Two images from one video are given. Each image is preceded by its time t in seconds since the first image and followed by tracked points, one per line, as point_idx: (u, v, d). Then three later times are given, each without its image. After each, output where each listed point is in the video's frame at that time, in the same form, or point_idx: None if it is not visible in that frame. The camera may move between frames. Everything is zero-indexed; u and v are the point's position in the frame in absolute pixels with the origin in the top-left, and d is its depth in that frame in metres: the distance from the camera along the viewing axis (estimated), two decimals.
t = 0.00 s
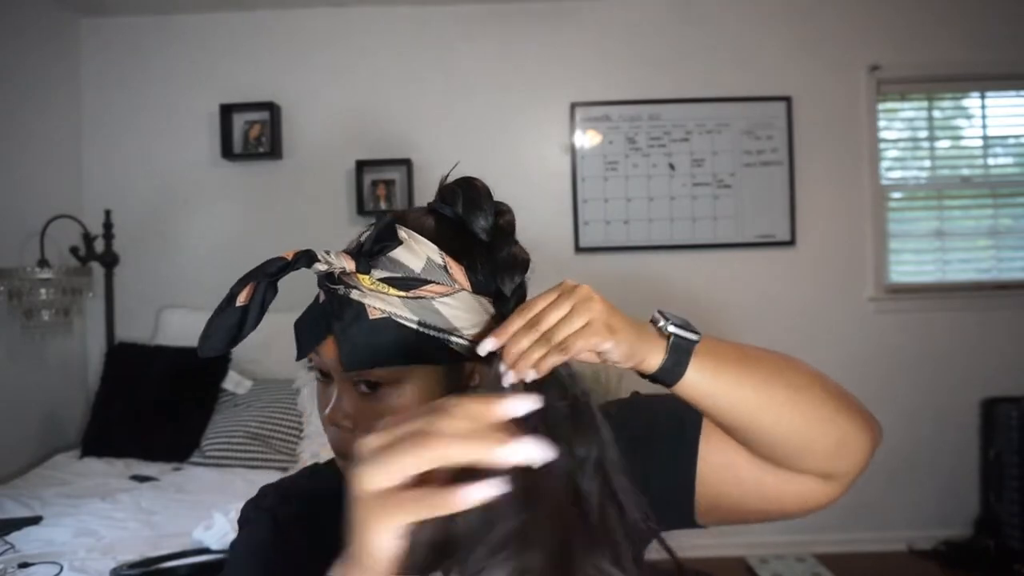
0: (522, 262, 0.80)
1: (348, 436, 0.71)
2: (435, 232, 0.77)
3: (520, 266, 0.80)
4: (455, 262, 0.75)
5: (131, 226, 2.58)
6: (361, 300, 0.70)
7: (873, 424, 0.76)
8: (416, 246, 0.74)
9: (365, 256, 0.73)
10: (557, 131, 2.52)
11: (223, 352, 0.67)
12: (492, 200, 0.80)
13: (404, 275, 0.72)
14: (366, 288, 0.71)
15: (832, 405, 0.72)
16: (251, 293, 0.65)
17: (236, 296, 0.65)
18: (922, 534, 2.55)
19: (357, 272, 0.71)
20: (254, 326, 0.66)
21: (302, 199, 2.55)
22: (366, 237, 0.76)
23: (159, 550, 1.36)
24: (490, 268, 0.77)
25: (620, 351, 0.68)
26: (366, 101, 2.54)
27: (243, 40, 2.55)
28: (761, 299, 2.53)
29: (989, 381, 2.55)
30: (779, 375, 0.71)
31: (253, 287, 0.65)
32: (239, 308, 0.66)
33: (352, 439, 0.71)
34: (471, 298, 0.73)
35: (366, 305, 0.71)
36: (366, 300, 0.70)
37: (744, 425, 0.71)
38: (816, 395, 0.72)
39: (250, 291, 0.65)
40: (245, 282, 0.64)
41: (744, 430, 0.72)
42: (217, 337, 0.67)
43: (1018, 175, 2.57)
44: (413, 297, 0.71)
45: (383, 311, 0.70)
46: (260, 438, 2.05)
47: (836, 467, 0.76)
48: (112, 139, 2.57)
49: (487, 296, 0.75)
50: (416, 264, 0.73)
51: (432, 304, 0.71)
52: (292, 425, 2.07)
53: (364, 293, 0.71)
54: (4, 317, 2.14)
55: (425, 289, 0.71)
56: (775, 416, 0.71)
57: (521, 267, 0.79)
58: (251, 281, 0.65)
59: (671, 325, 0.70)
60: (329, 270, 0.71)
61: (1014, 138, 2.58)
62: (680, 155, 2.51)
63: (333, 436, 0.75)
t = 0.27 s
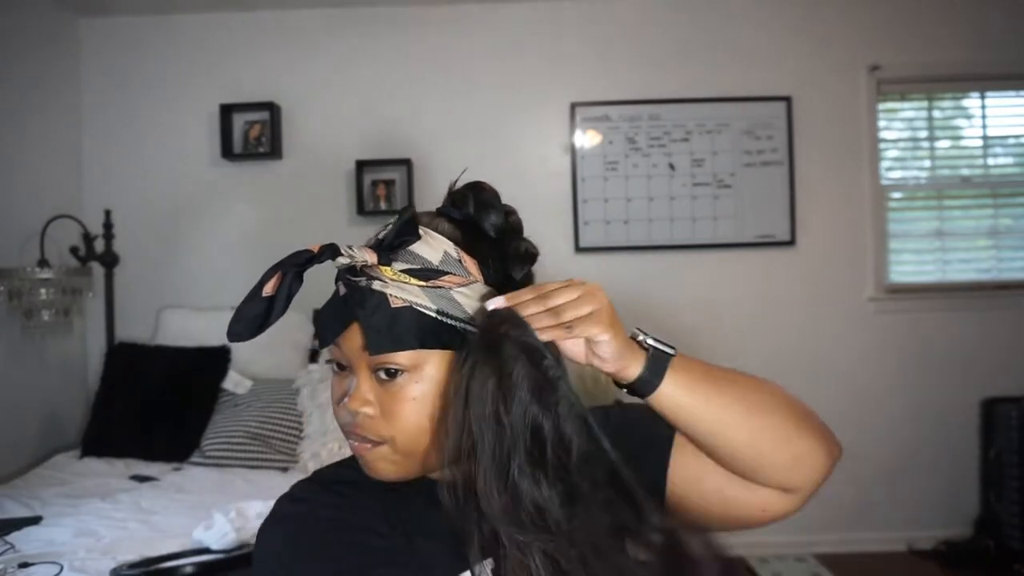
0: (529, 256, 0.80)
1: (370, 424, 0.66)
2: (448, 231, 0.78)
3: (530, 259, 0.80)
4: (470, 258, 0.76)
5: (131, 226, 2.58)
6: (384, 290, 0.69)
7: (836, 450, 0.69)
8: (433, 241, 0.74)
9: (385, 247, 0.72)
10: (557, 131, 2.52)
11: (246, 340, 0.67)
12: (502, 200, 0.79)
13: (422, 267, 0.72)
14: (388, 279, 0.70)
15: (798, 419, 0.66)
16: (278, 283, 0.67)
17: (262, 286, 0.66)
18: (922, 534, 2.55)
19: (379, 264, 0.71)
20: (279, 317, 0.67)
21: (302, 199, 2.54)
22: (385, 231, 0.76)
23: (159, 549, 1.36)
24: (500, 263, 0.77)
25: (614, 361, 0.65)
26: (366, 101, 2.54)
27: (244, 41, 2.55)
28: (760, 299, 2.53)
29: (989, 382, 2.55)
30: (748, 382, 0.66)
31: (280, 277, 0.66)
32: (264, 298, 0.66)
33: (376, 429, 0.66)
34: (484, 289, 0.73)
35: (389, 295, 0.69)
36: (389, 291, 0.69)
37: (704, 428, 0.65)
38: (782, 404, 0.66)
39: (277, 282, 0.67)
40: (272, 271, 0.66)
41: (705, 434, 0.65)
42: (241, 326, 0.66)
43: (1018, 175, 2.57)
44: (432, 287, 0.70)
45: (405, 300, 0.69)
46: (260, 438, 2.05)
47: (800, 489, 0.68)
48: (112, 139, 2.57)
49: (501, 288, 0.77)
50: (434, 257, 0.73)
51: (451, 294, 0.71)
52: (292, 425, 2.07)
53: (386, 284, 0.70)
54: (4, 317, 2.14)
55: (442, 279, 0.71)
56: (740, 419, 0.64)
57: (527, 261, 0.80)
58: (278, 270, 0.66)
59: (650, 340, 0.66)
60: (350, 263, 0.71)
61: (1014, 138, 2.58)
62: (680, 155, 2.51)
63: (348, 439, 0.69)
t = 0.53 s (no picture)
0: (568, 258, 0.76)
1: (387, 425, 0.65)
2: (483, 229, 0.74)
3: (570, 263, 0.76)
4: (502, 259, 0.72)
5: (130, 226, 2.58)
6: (410, 288, 0.66)
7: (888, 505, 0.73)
8: (465, 239, 0.70)
9: (415, 242, 0.68)
10: (557, 131, 2.52)
11: (264, 328, 0.65)
12: (542, 197, 0.74)
13: (452, 267, 0.68)
14: (416, 277, 0.67)
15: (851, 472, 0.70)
16: (300, 271, 0.65)
17: (284, 273, 0.64)
18: (922, 534, 2.55)
19: (407, 260, 0.67)
20: (299, 307, 0.64)
21: (302, 199, 2.54)
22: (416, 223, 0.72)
23: (159, 550, 1.36)
24: (532, 267, 0.74)
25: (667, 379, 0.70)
26: (366, 101, 2.54)
27: (243, 41, 2.55)
28: (760, 299, 2.53)
29: (989, 382, 2.55)
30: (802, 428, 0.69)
31: (303, 265, 0.64)
32: (285, 286, 0.64)
33: (392, 429, 0.65)
34: (514, 293, 0.70)
35: (415, 294, 0.66)
36: (415, 290, 0.66)
37: (751, 468, 0.69)
38: (837, 456, 0.69)
39: (299, 270, 0.64)
40: (295, 259, 0.64)
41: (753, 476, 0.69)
42: (260, 312, 0.64)
43: (1018, 175, 2.57)
44: (460, 289, 0.67)
45: (432, 301, 0.66)
46: (260, 437, 2.05)
47: (846, 538, 0.72)
48: (112, 139, 2.57)
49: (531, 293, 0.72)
50: (465, 258, 0.69)
51: (480, 297, 0.67)
52: (292, 425, 2.07)
53: (413, 283, 0.66)
54: (4, 317, 2.14)
55: (472, 281, 0.68)
56: (790, 465, 0.68)
57: (566, 266, 0.75)
58: (302, 258, 0.64)
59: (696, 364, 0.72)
60: (376, 257, 0.68)
61: (1014, 138, 2.58)
62: (680, 155, 2.51)
63: (362, 434, 0.67)
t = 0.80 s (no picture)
0: (549, 258, 0.78)
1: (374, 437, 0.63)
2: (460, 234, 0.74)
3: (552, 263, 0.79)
4: (480, 264, 0.72)
5: (130, 226, 2.58)
6: (390, 298, 0.64)
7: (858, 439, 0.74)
8: (442, 246, 0.70)
9: (391, 251, 0.66)
10: (557, 131, 2.52)
11: (240, 348, 0.58)
12: (519, 199, 0.77)
13: (430, 274, 0.66)
14: (394, 285, 0.64)
15: (825, 419, 0.70)
16: (278, 284, 0.59)
17: (261, 287, 0.58)
18: (921, 534, 2.56)
19: (384, 269, 0.65)
20: (279, 322, 0.59)
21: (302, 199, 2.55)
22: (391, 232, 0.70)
23: (159, 550, 1.36)
24: (514, 267, 0.75)
25: (661, 346, 0.70)
26: (366, 101, 2.54)
27: (243, 41, 2.55)
28: (760, 299, 2.53)
29: (989, 382, 2.55)
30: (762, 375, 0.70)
31: (279, 278, 0.58)
32: (262, 300, 0.58)
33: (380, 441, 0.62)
34: (498, 301, 0.67)
35: (394, 303, 0.64)
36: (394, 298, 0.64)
37: (731, 426, 0.69)
38: (807, 404, 0.69)
39: (276, 283, 0.58)
40: (271, 272, 0.58)
41: (733, 433, 0.69)
42: (238, 330, 0.58)
43: (1018, 175, 2.57)
44: (440, 295, 0.65)
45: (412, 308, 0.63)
46: (260, 437, 2.05)
47: (831, 481, 0.73)
48: (112, 139, 2.57)
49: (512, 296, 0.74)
50: (441, 263, 0.68)
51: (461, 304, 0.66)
52: (292, 425, 2.07)
53: (391, 290, 0.64)
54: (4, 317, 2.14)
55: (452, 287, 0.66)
56: (766, 419, 0.68)
57: (548, 267, 0.77)
58: (277, 271, 0.59)
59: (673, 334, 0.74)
60: (353, 266, 0.65)
61: (1014, 138, 2.57)
62: (680, 154, 2.50)
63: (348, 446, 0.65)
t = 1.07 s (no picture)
0: (538, 261, 0.75)
1: (363, 442, 0.65)
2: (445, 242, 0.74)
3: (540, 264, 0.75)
4: (466, 273, 0.72)
5: (131, 226, 2.58)
6: (375, 310, 0.66)
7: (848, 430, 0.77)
8: (428, 256, 0.70)
9: (377, 264, 0.68)
10: (557, 131, 2.52)
11: (234, 360, 0.65)
12: (505, 204, 0.75)
13: (416, 286, 0.68)
14: (380, 299, 0.67)
15: (811, 407, 0.74)
16: (265, 300, 0.63)
17: (249, 303, 0.63)
18: (922, 534, 2.55)
19: (370, 282, 0.67)
20: (267, 336, 0.64)
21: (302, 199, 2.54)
22: (378, 242, 0.72)
23: (159, 550, 1.36)
24: (501, 274, 0.73)
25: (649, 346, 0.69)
26: (365, 101, 2.54)
27: (244, 40, 2.55)
28: (760, 299, 2.53)
29: (989, 382, 2.55)
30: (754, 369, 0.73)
31: (266, 295, 0.63)
32: (251, 316, 0.63)
33: (369, 447, 0.65)
34: (482, 309, 0.70)
35: (380, 315, 0.66)
36: (380, 311, 0.66)
37: (723, 418, 0.72)
38: (790, 391, 0.73)
39: (264, 299, 0.63)
40: (258, 290, 0.63)
41: (721, 425, 0.72)
42: (229, 344, 0.64)
43: (1018, 175, 2.57)
44: (426, 308, 0.68)
45: (397, 322, 0.66)
46: (260, 438, 2.05)
47: (819, 470, 0.76)
48: (113, 139, 2.57)
49: (499, 305, 0.73)
50: (428, 274, 0.69)
51: (446, 314, 0.68)
52: (292, 425, 2.07)
53: (377, 304, 0.67)
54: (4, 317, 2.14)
55: (437, 300, 0.68)
56: (753, 409, 0.71)
57: (537, 269, 0.74)
58: (264, 289, 0.63)
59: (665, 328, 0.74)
60: (341, 279, 0.67)
61: (1014, 138, 2.58)
62: (680, 155, 2.50)
63: (339, 450, 0.68)
